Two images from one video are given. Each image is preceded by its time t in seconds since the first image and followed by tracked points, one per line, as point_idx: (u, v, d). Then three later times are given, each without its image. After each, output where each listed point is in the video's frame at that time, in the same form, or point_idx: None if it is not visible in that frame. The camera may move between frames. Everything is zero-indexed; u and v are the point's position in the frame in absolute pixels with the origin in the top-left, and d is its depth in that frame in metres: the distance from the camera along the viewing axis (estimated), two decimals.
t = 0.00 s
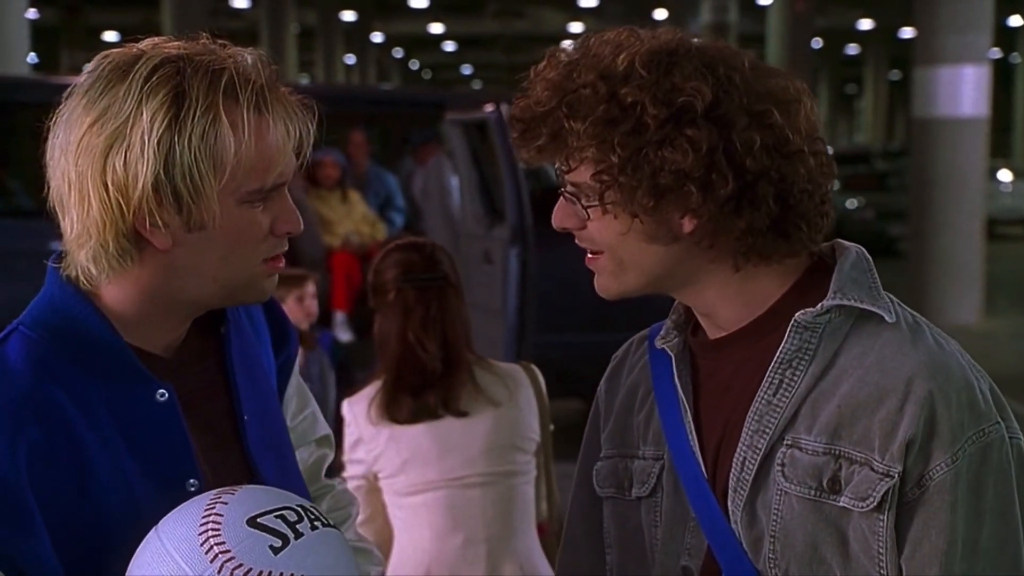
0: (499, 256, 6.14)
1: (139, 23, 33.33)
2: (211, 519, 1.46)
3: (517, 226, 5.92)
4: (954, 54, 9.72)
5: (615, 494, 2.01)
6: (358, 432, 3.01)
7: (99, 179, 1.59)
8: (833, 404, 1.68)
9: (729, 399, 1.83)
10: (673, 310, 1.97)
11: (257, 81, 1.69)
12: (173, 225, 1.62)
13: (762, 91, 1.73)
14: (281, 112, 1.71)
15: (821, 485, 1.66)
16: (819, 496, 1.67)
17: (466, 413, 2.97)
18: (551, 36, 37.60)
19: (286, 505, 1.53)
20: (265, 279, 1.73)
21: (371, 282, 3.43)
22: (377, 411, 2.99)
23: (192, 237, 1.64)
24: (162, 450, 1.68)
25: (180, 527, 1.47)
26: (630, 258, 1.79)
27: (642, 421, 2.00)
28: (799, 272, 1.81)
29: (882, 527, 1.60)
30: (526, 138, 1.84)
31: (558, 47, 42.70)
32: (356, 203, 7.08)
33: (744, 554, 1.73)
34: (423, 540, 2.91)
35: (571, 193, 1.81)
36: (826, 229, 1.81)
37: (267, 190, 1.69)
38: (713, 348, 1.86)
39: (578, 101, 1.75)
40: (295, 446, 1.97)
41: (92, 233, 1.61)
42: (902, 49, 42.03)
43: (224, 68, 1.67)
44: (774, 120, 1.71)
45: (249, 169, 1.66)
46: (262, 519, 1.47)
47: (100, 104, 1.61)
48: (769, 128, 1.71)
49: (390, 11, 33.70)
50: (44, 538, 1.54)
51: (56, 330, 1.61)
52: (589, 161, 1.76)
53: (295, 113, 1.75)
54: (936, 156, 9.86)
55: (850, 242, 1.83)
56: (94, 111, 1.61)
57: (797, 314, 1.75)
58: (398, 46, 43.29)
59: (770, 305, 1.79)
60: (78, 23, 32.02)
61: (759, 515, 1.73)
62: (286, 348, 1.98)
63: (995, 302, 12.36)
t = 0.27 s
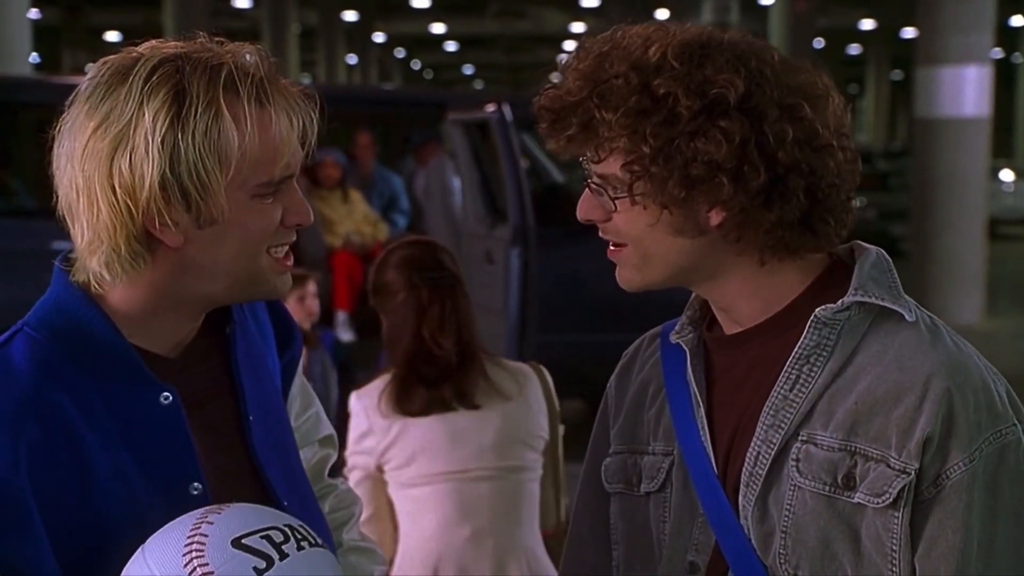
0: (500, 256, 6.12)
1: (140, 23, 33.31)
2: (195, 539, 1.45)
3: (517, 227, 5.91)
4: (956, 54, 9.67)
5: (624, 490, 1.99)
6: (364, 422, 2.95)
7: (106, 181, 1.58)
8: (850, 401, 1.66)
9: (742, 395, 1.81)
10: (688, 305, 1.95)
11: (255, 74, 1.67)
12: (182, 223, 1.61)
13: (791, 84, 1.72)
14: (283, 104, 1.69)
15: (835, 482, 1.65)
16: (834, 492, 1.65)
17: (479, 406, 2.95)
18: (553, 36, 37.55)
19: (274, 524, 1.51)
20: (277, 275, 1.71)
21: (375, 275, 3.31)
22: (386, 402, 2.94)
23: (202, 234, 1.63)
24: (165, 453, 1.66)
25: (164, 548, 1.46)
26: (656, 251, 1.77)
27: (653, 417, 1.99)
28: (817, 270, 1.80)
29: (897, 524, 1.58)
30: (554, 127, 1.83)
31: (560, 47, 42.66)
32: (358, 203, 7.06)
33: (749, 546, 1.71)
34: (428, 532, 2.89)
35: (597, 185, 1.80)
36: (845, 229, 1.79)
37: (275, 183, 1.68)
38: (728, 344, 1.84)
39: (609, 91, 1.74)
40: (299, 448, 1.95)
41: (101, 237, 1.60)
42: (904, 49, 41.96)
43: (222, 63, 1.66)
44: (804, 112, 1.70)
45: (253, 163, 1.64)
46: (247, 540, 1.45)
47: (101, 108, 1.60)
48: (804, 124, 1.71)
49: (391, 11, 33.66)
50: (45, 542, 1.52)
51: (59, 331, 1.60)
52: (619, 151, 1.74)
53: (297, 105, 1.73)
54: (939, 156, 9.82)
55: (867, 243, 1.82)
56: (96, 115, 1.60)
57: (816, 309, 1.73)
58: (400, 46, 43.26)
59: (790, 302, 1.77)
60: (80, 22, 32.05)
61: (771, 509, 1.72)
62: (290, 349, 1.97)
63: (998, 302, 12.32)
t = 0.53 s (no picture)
0: (501, 256, 6.12)
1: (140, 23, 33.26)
2: (205, 550, 1.44)
3: (518, 227, 5.91)
4: (957, 54, 9.62)
5: (634, 487, 1.98)
6: (380, 416, 2.84)
7: (111, 168, 1.58)
8: (861, 400, 1.65)
9: (752, 393, 1.80)
10: (699, 303, 1.94)
11: (260, 65, 1.67)
12: (186, 212, 1.61)
13: (813, 79, 1.73)
14: (287, 94, 1.69)
15: (845, 480, 1.64)
16: (844, 490, 1.64)
17: (498, 403, 2.86)
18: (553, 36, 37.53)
19: (282, 535, 1.50)
20: (277, 267, 1.70)
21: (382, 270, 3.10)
22: (406, 397, 2.82)
23: (205, 223, 1.63)
24: (172, 455, 1.65)
25: (173, 558, 1.45)
26: (672, 245, 1.77)
27: (663, 414, 1.98)
28: (830, 268, 1.80)
29: (906, 523, 1.58)
30: (571, 114, 1.82)
31: (560, 47, 42.64)
32: (359, 203, 7.06)
33: (755, 541, 1.71)
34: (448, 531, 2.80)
35: (615, 175, 1.79)
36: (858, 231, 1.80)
37: (277, 172, 1.68)
38: (739, 342, 1.84)
39: (631, 78, 1.74)
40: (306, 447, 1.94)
41: (106, 225, 1.60)
42: (905, 49, 41.93)
43: (226, 53, 1.66)
44: (825, 107, 1.72)
45: (258, 152, 1.65)
46: (256, 552, 1.44)
47: (105, 96, 1.59)
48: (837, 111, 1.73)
49: (391, 11, 33.64)
50: (53, 545, 1.52)
51: (66, 331, 1.59)
52: (638, 140, 1.74)
53: (301, 96, 1.73)
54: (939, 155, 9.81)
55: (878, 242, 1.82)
56: (101, 103, 1.59)
57: (826, 309, 1.72)
58: (400, 46, 43.24)
59: (800, 300, 1.77)
60: (80, 22, 32.06)
61: (781, 507, 1.71)
62: (296, 349, 1.97)
63: (999, 302, 12.32)
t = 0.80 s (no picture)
0: (501, 256, 6.12)
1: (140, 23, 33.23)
2: (212, 541, 1.44)
3: (518, 227, 5.92)
4: (957, 54, 9.62)
5: (643, 485, 1.98)
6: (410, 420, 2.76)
7: (111, 163, 1.57)
8: (869, 400, 1.65)
9: (762, 392, 1.79)
10: (710, 302, 1.94)
11: (262, 62, 1.67)
12: (187, 208, 1.61)
13: (822, 73, 1.74)
14: (289, 92, 1.69)
15: (852, 480, 1.63)
16: (851, 490, 1.64)
17: (518, 399, 2.85)
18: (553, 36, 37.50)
19: (287, 524, 1.49)
20: (278, 264, 1.69)
21: (400, 271, 3.05)
22: (439, 396, 2.77)
23: (206, 219, 1.62)
24: (176, 453, 1.65)
25: (180, 551, 1.44)
26: (681, 237, 1.77)
27: (673, 412, 1.97)
28: (841, 267, 1.78)
29: (913, 523, 1.57)
30: (583, 104, 1.84)
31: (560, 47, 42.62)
32: (358, 203, 7.05)
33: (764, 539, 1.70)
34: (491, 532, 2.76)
35: (628, 167, 1.80)
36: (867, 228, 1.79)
37: (277, 168, 1.67)
38: (750, 341, 1.83)
39: (640, 67, 1.75)
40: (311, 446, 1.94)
41: (108, 221, 1.59)
42: (904, 49, 41.91)
43: (227, 50, 1.65)
44: (833, 98, 1.72)
45: (259, 149, 1.64)
46: (262, 541, 1.43)
47: (107, 91, 1.59)
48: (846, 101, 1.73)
49: (391, 11, 33.61)
50: (57, 545, 1.51)
51: (69, 331, 1.59)
52: (645, 128, 1.75)
53: (303, 95, 1.73)
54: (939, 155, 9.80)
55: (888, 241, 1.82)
56: (102, 98, 1.59)
57: (835, 308, 1.71)
58: (400, 46, 43.21)
59: (809, 300, 1.76)
60: (80, 23, 32.08)
61: (788, 507, 1.70)
62: (303, 347, 1.97)
63: (998, 303, 12.31)
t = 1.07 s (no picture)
0: (501, 256, 6.15)
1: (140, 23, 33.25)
2: (213, 537, 1.45)
3: (518, 228, 5.95)
4: (956, 54, 9.65)
5: (652, 481, 1.99)
6: (448, 428, 2.81)
7: (119, 167, 1.59)
8: (867, 400, 1.66)
9: (766, 390, 1.81)
10: (721, 301, 1.96)
11: (269, 67, 1.68)
12: (194, 213, 1.62)
13: (802, 63, 1.72)
14: (295, 98, 1.71)
15: (848, 481, 1.65)
16: (847, 491, 1.66)
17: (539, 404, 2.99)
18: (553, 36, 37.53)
19: (287, 520, 1.51)
20: (282, 268, 1.71)
21: (422, 278, 3.14)
22: (476, 403, 2.87)
23: (213, 225, 1.64)
24: (180, 451, 1.66)
25: (180, 546, 1.46)
26: (678, 226, 1.82)
27: (683, 410, 1.99)
28: (846, 265, 1.79)
29: (907, 526, 1.59)
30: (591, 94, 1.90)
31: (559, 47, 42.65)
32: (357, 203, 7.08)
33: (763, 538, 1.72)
34: (531, 534, 2.85)
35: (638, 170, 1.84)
36: (866, 228, 1.76)
37: (284, 173, 1.69)
38: (760, 337, 1.84)
39: (630, 57, 1.80)
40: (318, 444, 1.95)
41: (114, 223, 1.61)
42: (904, 49, 41.94)
43: (236, 55, 1.67)
44: (800, 88, 1.69)
45: (265, 155, 1.66)
46: (263, 536, 1.45)
47: (116, 95, 1.61)
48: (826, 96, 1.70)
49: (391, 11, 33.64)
50: (63, 545, 1.53)
51: (74, 332, 1.60)
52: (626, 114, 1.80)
53: (309, 100, 1.75)
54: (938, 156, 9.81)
55: (900, 242, 1.82)
56: (111, 102, 1.61)
57: (836, 308, 1.72)
58: (400, 46, 43.24)
59: (810, 298, 1.77)
60: (80, 23, 32.12)
61: (787, 506, 1.72)
62: (309, 343, 1.98)
63: (997, 303, 12.34)
